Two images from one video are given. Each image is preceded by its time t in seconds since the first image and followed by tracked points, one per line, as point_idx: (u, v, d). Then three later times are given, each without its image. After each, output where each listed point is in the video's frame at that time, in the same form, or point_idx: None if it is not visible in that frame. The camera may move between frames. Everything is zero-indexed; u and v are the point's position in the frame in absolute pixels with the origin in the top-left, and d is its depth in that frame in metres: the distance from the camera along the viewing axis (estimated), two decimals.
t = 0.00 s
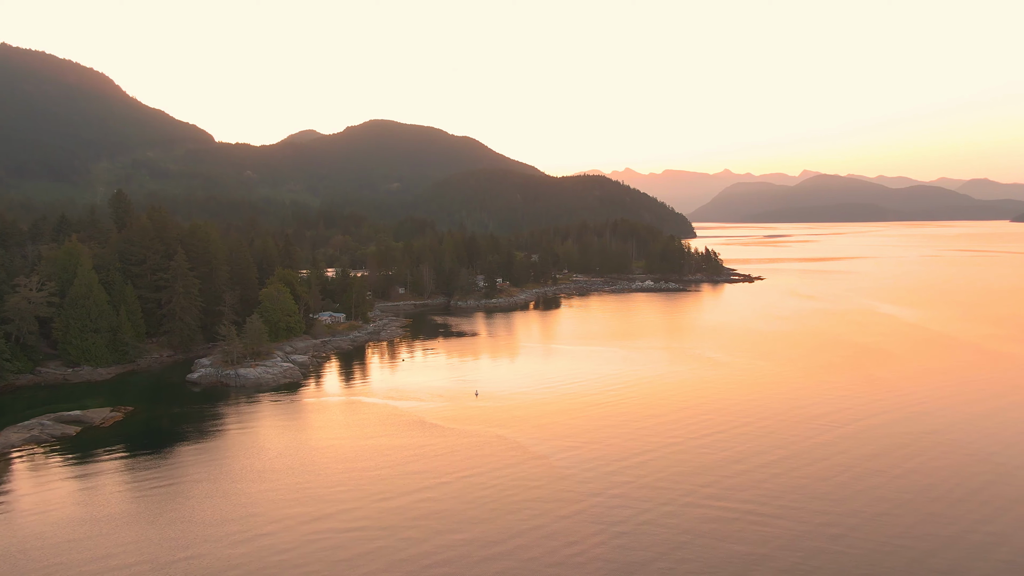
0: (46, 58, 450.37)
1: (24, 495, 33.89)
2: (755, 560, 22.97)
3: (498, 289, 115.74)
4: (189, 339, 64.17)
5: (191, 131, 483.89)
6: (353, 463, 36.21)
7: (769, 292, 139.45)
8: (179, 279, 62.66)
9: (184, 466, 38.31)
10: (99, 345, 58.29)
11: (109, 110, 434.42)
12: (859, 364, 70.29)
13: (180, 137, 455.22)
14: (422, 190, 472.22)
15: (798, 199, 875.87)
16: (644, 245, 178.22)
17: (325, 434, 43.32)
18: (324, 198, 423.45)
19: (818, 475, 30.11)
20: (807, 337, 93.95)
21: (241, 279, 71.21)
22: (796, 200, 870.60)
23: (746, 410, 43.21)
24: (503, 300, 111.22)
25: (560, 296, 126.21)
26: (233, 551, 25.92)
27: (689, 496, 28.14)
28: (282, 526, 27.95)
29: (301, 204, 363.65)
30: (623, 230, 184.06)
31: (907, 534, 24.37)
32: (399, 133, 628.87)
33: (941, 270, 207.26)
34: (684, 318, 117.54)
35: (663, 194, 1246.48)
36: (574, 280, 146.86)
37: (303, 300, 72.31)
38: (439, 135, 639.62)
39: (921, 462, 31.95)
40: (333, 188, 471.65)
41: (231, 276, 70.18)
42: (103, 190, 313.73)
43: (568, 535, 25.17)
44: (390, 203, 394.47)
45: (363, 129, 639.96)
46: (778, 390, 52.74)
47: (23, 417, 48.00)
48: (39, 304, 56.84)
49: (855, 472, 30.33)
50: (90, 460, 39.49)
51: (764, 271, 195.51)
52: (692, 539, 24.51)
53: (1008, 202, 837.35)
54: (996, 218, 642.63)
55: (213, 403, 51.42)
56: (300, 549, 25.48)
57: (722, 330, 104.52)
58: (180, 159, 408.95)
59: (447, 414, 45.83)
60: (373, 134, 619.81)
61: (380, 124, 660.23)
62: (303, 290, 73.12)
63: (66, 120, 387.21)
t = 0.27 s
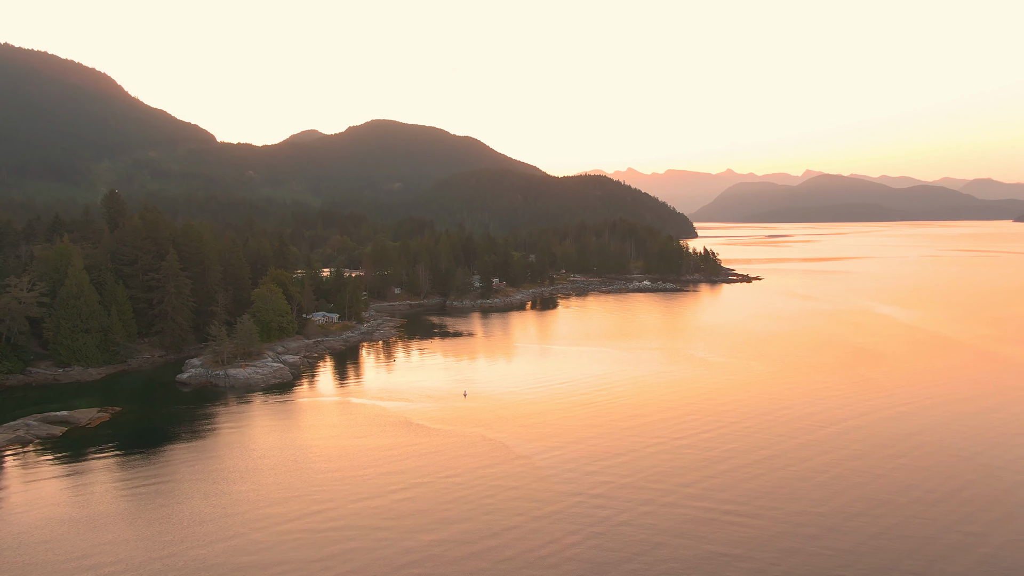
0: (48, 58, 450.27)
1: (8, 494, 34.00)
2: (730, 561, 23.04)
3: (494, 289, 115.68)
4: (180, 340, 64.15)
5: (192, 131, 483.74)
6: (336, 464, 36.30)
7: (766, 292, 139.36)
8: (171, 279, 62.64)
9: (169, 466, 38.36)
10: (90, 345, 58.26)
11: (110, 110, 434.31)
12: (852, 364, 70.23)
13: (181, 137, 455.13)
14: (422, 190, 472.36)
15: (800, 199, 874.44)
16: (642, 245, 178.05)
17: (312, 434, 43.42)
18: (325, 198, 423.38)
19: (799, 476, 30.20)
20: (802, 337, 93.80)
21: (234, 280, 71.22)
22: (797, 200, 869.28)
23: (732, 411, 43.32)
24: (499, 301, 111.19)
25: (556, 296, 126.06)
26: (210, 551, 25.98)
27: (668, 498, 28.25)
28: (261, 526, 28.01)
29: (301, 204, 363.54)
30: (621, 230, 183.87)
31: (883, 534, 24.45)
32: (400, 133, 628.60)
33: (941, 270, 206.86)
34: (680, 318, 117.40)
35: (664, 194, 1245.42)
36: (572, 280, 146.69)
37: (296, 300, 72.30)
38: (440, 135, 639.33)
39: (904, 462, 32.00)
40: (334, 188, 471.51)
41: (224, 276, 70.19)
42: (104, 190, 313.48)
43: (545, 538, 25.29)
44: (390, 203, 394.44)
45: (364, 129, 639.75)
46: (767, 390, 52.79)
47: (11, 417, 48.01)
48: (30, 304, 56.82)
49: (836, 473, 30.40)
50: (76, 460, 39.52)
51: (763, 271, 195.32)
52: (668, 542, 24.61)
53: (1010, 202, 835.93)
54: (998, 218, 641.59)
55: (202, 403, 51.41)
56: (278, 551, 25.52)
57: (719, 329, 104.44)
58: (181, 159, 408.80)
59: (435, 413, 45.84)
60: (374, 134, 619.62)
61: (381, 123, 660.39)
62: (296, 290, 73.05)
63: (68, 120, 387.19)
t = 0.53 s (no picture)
0: (50, 58, 450.83)
1: None
2: (702, 563, 23.16)
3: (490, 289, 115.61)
4: (172, 340, 64.14)
5: (194, 131, 484.02)
6: (320, 464, 36.43)
7: (764, 292, 139.19)
8: (162, 279, 62.62)
9: (154, 466, 38.45)
10: (80, 346, 58.25)
11: (112, 110, 434.77)
12: (845, 362, 70.09)
13: (183, 137, 455.53)
14: (423, 190, 472.39)
15: (802, 199, 873.00)
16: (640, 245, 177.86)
17: (298, 434, 43.49)
18: (326, 198, 423.60)
19: (777, 477, 30.29)
20: (797, 335, 93.66)
21: (226, 280, 71.22)
22: (800, 199, 867.81)
23: (717, 411, 43.37)
24: (494, 300, 111.16)
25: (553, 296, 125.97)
26: (186, 553, 26.05)
27: (645, 499, 28.38)
28: (240, 527, 28.07)
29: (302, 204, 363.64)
30: (620, 229, 183.66)
31: (855, 535, 24.56)
32: (401, 133, 628.47)
33: (942, 270, 206.39)
34: (676, 318, 117.29)
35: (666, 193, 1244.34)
36: (569, 280, 146.64)
37: (288, 300, 72.29)
38: (442, 135, 639.11)
39: (884, 463, 32.08)
40: (335, 188, 471.60)
41: (216, 276, 70.18)
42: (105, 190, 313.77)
43: (519, 540, 25.44)
44: (391, 203, 394.45)
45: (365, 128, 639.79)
46: (755, 390, 52.80)
47: None
48: (19, 304, 56.84)
49: (815, 474, 30.51)
50: (61, 460, 39.61)
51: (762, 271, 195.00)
52: (641, 544, 24.74)
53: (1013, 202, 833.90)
54: (1001, 218, 639.61)
55: (190, 404, 51.43)
56: (253, 552, 25.62)
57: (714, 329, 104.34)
58: (182, 159, 409.10)
59: (423, 413, 45.82)
60: (375, 134, 619.63)
61: (383, 123, 660.70)
62: (288, 291, 72.95)
63: (70, 121, 387.75)
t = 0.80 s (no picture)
0: (53, 58, 451.80)
1: None
2: (675, 563, 23.28)
3: (486, 289, 115.56)
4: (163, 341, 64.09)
5: (196, 131, 485.01)
6: (304, 465, 36.54)
7: (762, 292, 138.96)
8: (154, 279, 62.61)
9: (137, 466, 38.46)
10: (71, 346, 58.23)
11: (114, 111, 435.62)
12: (839, 361, 69.90)
13: (185, 137, 456.25)
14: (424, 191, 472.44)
15: (804, 199, 871.73)
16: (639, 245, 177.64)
17: (284, 434, 43.51)
18: (327, 198, 423.74)
19: (756, 479, 30.41)
20: (793, 335, 93.49)
21: (218, 280, 71.21)
22: (802, 199, 866.56)
23: (704, 412, 43.38)
24: (491, 301, 111.15)
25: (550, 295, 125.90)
26: (165, 552, 26.11)
27: (625, 499, 28.46)
28: (219, 526, 28.13)
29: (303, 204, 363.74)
30: (618, 230, 183.52)
31: (830, 537, 24.70)
32: (403, 133, 628.59)
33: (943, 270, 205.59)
34: (672, 318, 117.17)
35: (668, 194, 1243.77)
36: (566, 280, 146.56)
37: (280, 300, 72.25)
38: (444, 135, 639.34)
39: (865, 463, 32.19)
40: (336, 188, 471.63)
41: (208, 276, 70.15)
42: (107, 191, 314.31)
43: (496, 539, 25.57)
44: (392, 203, 394.43)
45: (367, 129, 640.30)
46: (744, 390, 52.75)
47: None
48: (10, 305, 56.87)
49: (794, 475, 30.62)
50: (48, 460, 39.66)
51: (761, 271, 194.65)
52: (617, 544, 24.87)
53: (1015, 202, 831.91)
54: (1003, 217, 637.92)
55: (180, 404, 51.41)
56: (231, 552, 25.70)
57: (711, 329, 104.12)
58: (183, 159, 409.53)
59: (410, 414, 45.91)
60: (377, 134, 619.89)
61: (384, 123, 660.97)
62: (281, 291, 72.95)
63: (72, 121, 388.42)
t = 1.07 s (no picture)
0: (55, 59, 452.56)
1: None
2: (649, 565, 23.34)
3: (482, 290, 115.62)
4: (155, 341, 64.10)
5: (198, 131, 485.66)
6: (288, 466, 36.60)
7: (759, 292, 138.84)
8: (145, 280, 62.59)
9: (123, 465, 38.53)
10: (62, 347, 58.24)
11: (117, 111, 436.19)
12: (832, 361, 69.84)
13: (187, 138, 456.85)
14: (425, 191, 472.55)
15: (806, 199, 870.55)
16: (637, 245, 177.59)
17: (271, 435, 43.58)
18: (328, 198, 424.01)
19: (737, 481, 30.40)
20: (788, 335, 93.42)
21: (211, 280, 71.22)
22: (804, 199, 865.40)
23: (691, 413, 43.41)
24: (486, 301, 111.23)
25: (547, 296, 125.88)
26: (140, 552, 26.13)
27: (604, 500, 28.55)
28: (197, 527, 28.13)
29: (303, 204, 363.99)
30: (617, 230, 183.43)
31: (805, 537, 24.76)
32: (405, 133, 628.77)
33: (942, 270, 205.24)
34: (668, 318, 117.12)
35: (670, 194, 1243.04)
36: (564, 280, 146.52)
37: (273, 301, 72.25)
38: (445, 134, 639.27)
39: (847, 463, 32.16)
40: (337, 188, 471.84)
41: (201, 276, 70.16)
42: (109, 191, 314.86)
43: (473, 539, 25.65)
44: (392, 203, 394.61)
45: (368, 129, 640.50)
46: (733, 391, 52.77)
47: None
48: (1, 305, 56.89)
49: (775, 477, 30.60)
50: (33, 460, 39.67)
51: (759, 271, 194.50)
52: (593, 546, 24.86)
53: (1017, 201, 830.12)
54: (1006, 217, 636.17)
55: (168, 404, 51.40)
56: (206, 553, 25.71)
57: (706, 329, 104.08)
58: (185, 159, 410.09)
59: (398, 414, 45.95)
60: (378, 134, 620.25)
61: (386, 123, 661.20)
62: (274, 291, 72.91)
63: (74, 121, 389.09)
